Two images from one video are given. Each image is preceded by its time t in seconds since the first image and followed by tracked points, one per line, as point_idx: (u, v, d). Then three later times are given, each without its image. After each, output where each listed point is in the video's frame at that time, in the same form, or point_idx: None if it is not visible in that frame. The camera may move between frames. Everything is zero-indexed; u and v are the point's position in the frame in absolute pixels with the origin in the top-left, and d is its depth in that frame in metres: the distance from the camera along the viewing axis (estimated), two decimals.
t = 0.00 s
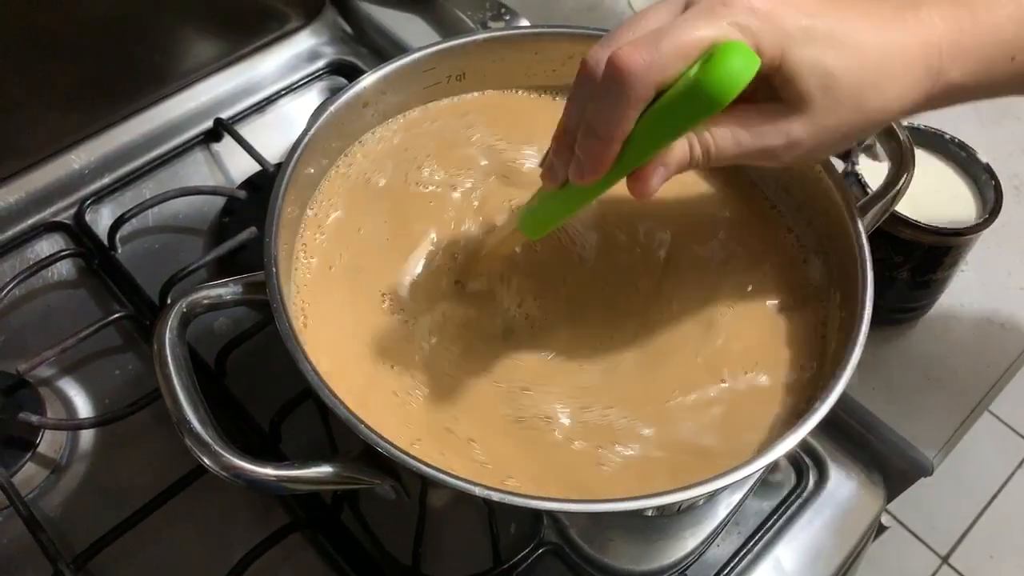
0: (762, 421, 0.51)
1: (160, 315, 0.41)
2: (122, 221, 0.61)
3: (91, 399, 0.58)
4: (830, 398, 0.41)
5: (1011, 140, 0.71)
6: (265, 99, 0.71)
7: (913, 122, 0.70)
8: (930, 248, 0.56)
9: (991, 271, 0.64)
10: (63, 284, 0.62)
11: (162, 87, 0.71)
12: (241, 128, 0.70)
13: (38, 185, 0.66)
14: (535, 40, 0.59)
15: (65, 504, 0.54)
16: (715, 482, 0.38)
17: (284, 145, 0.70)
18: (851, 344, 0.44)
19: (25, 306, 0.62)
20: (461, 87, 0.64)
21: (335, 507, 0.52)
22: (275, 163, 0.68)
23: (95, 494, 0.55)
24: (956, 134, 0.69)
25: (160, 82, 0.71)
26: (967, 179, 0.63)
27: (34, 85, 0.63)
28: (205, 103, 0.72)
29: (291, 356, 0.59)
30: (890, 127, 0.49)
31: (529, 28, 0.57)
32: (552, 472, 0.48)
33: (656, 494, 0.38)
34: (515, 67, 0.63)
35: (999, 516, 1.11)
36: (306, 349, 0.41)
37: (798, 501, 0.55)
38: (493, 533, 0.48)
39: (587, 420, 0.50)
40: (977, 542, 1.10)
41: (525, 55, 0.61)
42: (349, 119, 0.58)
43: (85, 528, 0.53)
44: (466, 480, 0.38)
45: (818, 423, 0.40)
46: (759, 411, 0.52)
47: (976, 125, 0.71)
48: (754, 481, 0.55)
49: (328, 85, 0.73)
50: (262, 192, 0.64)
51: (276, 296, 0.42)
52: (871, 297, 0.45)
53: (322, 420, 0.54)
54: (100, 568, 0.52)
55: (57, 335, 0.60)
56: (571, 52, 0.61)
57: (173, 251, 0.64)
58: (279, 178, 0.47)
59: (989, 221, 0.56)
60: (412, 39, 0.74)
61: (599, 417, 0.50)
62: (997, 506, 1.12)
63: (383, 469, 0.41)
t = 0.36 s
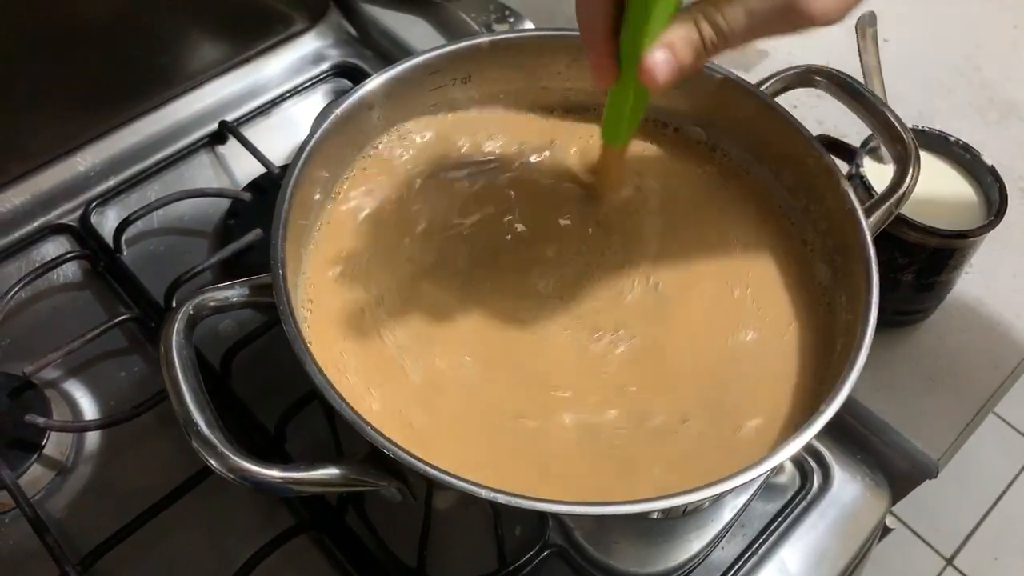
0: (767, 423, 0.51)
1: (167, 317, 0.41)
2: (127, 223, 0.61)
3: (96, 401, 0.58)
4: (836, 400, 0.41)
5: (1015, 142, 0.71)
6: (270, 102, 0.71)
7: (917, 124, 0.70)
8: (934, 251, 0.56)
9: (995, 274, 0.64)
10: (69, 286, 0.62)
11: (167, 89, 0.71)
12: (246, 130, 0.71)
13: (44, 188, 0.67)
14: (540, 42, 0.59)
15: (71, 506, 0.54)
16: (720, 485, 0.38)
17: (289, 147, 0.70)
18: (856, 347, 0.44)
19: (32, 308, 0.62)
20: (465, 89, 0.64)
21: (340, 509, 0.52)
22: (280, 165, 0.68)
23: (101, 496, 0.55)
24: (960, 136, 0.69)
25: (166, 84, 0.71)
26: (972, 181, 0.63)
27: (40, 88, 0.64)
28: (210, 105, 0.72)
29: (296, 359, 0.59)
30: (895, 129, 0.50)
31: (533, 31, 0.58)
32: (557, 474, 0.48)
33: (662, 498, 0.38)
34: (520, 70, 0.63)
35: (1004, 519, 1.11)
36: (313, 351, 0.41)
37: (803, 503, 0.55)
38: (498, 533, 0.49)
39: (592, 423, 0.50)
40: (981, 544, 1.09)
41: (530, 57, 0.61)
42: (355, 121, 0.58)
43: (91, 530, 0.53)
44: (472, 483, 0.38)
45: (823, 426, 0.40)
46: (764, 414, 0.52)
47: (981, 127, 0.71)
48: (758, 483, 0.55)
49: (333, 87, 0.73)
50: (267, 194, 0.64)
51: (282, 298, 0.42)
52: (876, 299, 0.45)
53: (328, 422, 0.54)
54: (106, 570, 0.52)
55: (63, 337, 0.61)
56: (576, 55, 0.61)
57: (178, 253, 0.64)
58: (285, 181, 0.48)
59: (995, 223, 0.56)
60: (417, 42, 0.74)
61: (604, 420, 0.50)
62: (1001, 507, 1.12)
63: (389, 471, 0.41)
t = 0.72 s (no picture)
0: (770, 423, 0.51)
1: (169, 317, 0.41)
2: (130, 223, 0.61)
3: (99, 401, 0.58)
4: (838, 400, 0.41)
5: (1019, 142, 0.71)
6: (272, 101, 0.71)
7: (921, 124, 0.69)
8: (937, 251, 0.56)
9: (999, 274, 0.63)
10: (71, 286, 0.62)
11: (170, 89, 0.71)
12: (249, 130, 0.71)
13: (46, 187, 0.67)
14: (541, 42, 0.59)
15: (74, 505, 0.54)
16: (721, 485, 0.38)
17: (292, 147, 0.70)
18: (859, 346, 0.44)
19: (34, 308, 0.62)
20: (467, 89, 0.64)
21: (341, 508, 0.52)
22: (283, 165, 0.68)
23: (103, 496, 0.55)
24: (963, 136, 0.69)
25: (169, 83, 0.71)
26: (976, 181, 0.63)
27: (43, 87, 0.64)
28: (213, 105, 0.72)
29: (297, 358, 0.59)
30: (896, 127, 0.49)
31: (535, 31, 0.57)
32: (559, 474, 0.48)
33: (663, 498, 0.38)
34: (521, 70, 0.63)
35: (1008, 519, 1.11)
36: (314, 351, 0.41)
37: (805, 502, 0.55)
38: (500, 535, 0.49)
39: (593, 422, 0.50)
40: (985, 544, 1.09)
41: (531, 57, 0.61)
42: (357, 121, 0.58)
43: (93, 530, 0.54)
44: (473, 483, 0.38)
45: (825, 426, 0.40)
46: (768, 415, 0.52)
47: (985, 127, 0.71)
48: (761, 483, 0.55)
49: (335, 86, 0.73)
50: (270, 194, 0.64)
51: (284, 298, 0.42)
52: (879, 298, 0.45)
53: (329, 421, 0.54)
54: (108, 570, 0.52)
55: (65, 337, 0.61)
56: (577, 55, 0.61)
57: (181, 253, 0.64)
58: (287, 181, 0.48)
59: (997, 223, 0.56)
60: (419, 41, 0.74)
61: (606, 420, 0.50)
62: (1005, 507, 1.12)
63: (389, 471, 0.41)
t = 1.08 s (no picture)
0: (768, 424, 0.51)
1: (166, 317, 0.41)
2: (128, 221, 0.61)
3: (97, 399, 0.58)
4: (835, 402, 0.41)
5: (1018, 143, 0.71)
6: (271, 100, 0.71)
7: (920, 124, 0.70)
8: (935, 252, 0.56)
9: (997, 275, 0.63)
10: (69, 284, 0.62)
11: (169, 87, 0.71)
12: (247, 128, 0.70)
13: (45, 185, 0.67)
14: (541, 42, 0.59)
15: (71, 504, 0.54)
16: (718, 486, 0.38)
17: (291, 145, 0.70)
18: (856, 347, 0.44)
19: (33, 306, 0.62)
20: (467, 88, 0.64)
21: (340, 508, 0.52)
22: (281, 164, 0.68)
23: (101, 494, 0.55)
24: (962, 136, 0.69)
25: (168, 82, 0.71)
26: (975, 183, 0.62)
27: (41, 85, 0.63)
28: (212, 103, 0.72)
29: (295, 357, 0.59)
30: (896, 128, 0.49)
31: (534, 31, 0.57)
32: (556, 474, 0.48)
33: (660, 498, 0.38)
34: (520, 70, 0.63)
35: (1006, 519, 1.11)
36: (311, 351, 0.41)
37: (804, 503, 0.55)
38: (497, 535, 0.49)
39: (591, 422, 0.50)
40: (983, 544, 1.09)
41: (531, 56, 0.61)
42: (355, 120, 0.58)
43: (90, 529, 0.54)
44: (469, 483, 0.38)
45: (822, 427, 0.40)
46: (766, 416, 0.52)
47: (984, 128, 0.71)
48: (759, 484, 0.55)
49: (334, 85, 0.73)
50: (268, 192, 0.64)
51: (281, 298, 0.42)
52: (876, 300, 0.45)
53: (327, 421, 0.54)
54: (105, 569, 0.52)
55: (63, 335, 0.61)
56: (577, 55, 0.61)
57: (179, 251, 0.64)
58: (285, 180, 0.48)
59: (995, 225, 0.56)
60: (419, 40, 0.74)
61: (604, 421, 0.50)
62: (1003, 508, 1.12)
63: (386, 471, 0.41)
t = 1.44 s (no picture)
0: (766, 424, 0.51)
1: (162, 314, 0.41)
2: (125, 219, 0.61)
3: (93, 398, 0.58)
4: (834, 403, 0.41)
5: (1017, 143, 0.71)
6: (268, 97, 0.71)
7: (919, 124, 0.69)
8: (934, 252, 0.56)
9: (996, 276, 0.63)
10: (65, 282, 0.62)
11: (166, 84, 0.71)
12: (244, 126, 0.70)
13: (41, 182, 0.66)
14: (539, 40, 0.59)
15: (66, 502, 0.54)
16: (717, 486, 0.38)
17: (288, 143, 0.70)
18: (856, 348, 0.44)
19: (28, 304, 0.61)
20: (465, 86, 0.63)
21: (336, 507, 0.52)
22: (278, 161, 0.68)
23: (96, 493, 0.54)
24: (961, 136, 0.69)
25: (165, 79, 0.71)
26: (974, 183, 0.62)
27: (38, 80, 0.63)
28: (209, 100, 0.72)
29: (292, 356, 0.59)
30: (895, 130, 0.49)
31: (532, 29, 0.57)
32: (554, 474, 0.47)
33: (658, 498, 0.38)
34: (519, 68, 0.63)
35: (1004, 520, 1.11)
36: (308, 350, 0.41)
37: (801, 504, 0.55)
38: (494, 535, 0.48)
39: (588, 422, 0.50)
40: (981, 545, 1.09)
41: (529, 54, 0.61)
42: (353, 118, 0.58)
43: (85, 528, 0.53)
44: (467, 483, 0.38)
45: (822, 427, 0.40)
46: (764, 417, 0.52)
47: (983, 128, 0.71)
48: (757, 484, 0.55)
49: (332, 83, 0.73)
50: (265, 190, 0.64)
51: (278, 295, 0.41)
52: (875, 300, 0.45)
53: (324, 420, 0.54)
54: (100, 568, 0.52)
55: (58, 333, 0.60)
56: (576, 53, 0.61)
57: (176, 249, 0.64)
58: (282, 177, 0.47)
59: (995, 224, 0.56)
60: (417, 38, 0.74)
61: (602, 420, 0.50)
62: (1000, 508, 1.12)
63: (383, 470, 0.41)
